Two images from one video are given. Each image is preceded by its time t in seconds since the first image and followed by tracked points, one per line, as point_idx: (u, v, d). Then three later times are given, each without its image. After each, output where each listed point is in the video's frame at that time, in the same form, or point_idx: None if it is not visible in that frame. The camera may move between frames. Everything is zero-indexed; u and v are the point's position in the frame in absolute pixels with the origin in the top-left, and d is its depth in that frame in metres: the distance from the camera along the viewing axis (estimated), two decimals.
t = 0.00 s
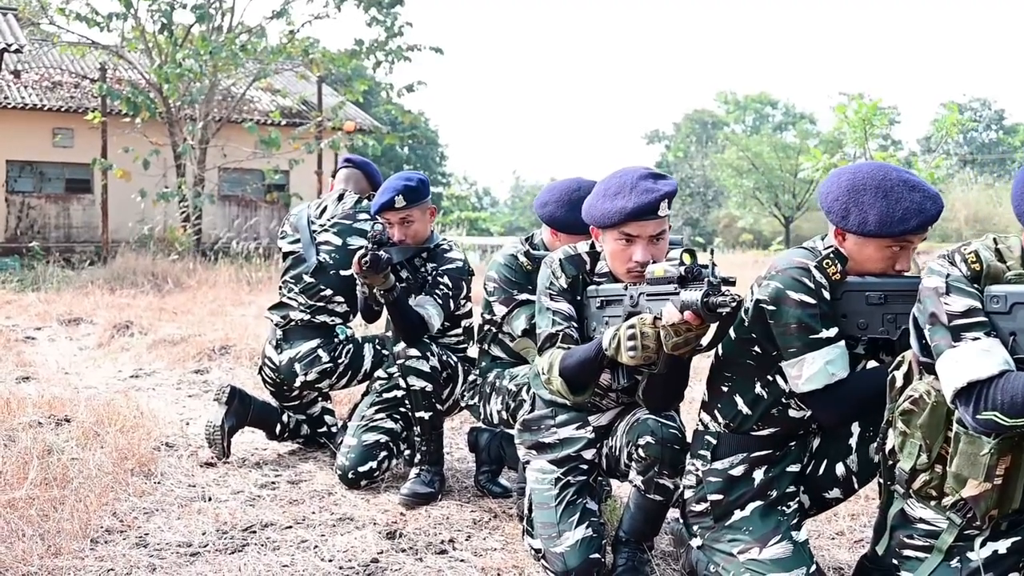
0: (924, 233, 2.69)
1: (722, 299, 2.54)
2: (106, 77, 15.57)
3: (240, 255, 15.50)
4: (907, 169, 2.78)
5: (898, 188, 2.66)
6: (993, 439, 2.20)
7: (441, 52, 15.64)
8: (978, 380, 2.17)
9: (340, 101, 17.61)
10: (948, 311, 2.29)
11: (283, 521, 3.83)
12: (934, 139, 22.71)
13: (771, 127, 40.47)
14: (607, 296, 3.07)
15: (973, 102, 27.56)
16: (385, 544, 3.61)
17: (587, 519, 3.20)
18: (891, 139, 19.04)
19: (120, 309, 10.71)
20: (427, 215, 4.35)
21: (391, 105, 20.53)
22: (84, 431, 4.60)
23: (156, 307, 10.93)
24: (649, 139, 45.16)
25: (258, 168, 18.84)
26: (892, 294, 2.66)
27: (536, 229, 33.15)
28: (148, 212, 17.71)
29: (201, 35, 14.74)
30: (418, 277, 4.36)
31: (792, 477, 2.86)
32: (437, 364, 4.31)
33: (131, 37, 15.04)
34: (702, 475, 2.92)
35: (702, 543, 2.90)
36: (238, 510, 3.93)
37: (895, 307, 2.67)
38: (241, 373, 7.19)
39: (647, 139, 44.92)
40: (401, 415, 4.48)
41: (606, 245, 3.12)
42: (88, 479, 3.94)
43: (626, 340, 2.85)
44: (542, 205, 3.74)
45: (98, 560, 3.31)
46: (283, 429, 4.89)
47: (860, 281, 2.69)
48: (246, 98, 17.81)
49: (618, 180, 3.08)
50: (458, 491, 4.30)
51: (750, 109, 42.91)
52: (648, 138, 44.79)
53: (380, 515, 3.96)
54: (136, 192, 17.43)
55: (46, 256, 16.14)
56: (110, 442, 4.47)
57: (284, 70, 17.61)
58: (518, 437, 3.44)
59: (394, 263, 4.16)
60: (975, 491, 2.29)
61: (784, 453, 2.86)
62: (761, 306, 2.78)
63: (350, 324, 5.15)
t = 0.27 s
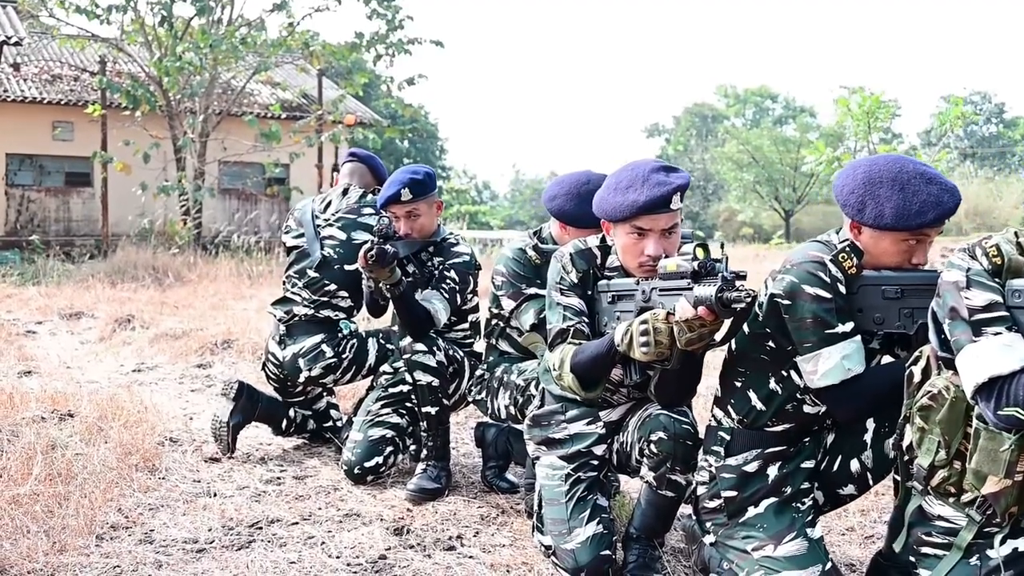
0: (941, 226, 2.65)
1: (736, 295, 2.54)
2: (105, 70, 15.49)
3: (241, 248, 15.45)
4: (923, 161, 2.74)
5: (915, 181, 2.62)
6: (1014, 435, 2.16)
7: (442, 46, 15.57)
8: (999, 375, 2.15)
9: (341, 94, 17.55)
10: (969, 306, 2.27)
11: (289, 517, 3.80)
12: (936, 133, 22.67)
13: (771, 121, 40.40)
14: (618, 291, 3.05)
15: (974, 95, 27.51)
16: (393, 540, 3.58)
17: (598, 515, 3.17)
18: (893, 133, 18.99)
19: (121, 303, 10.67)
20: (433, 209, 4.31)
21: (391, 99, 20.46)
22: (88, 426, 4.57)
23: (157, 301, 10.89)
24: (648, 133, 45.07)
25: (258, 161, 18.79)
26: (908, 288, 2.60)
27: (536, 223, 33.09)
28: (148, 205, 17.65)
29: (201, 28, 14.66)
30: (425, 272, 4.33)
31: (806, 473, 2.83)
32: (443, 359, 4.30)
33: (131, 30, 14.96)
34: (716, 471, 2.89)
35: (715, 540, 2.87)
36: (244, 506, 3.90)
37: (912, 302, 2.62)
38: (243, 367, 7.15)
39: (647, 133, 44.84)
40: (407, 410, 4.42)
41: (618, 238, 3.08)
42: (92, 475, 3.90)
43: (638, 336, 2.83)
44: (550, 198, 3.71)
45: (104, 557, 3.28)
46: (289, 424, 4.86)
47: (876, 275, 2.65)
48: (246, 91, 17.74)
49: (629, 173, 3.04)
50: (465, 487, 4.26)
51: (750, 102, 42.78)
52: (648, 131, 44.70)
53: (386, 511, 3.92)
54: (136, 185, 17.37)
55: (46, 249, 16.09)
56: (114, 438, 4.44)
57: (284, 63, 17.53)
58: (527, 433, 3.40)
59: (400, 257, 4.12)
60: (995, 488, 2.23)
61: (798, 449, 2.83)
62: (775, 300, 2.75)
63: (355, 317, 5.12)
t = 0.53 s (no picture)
0: (959, 221, 2.61)
1: (751, 290, 2.51)
2: (105, 64, 15.43)
3: (241, 244, 15.40)
4: (941, 155, 2.70)
5: (933, 175, 2.59)
6: None
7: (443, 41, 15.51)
8: (1020, 373, 2.10)
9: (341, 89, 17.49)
10: (990, 302, 2.24)
11: (295, 514, 3.76)
12: (936, 128, 22.63)
13: (771, 117, 40.33)
14: (629, 287, 3.02)
15: (975, 91, 27.46)
16: (400, 538, 3.54)
17: (608, 513, 3.14)
18: (893, 128, 18.94)
19: (122, 299, 10.62)
20: (440, 203, 4.27)
21: (390, 94, 20.40)
22: (91, 423, 4.53)
23: (158, 297, 10.84)
24: (648, 128, 45.00)
25: (258, 157, 18.73)
26: (926, 284, 2.57)
27: (536, 218, 33.04)
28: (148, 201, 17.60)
29: (201, 22, 14.60)
30: (431, 268, 4.29)
31: (820, 471, 2.81)
32: (450, 355, 4.25)
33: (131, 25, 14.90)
34: (730, 468, 2.86)
35: (728, 538, 2.85)
36: (249, 504, 3.86)
37: (929, 297, 2.59)
38: (246, 363, 7.11)
39: (647, 128, 44.77)
40: (413, 406, 4.37)
41: (630, 234, 3.04)
42: (96, 472, 3.87)
43: (651, 333, 2.80)
44: (559, 193, 3.67)
45: (109, 555, 3.24)
46: (295, 421, 4.83)
47: (893, 271, 2.61)
48: (246, 86, 17.68)
49: (641, 167, 3.01)
50: (471, 484, 4.23)
51: (750, 98, 42.58)
52: (648, 126, 44.61)
53: (393, 508, 3.88)
54: (136, 180, 17.32)
55: (46, 245, 16.04)
56: (117, 434, 4.41)
57: (284, 58, 17.47)
58: (536, 430, 3.37)
59: (406, 252, 4.08)
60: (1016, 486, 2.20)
61: (813, 447, 2.81)
62: (790, 296, 2.72)
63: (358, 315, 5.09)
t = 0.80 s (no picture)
0: (977, 219, 2.58)
1: (768, 290, 2.48)
2: (105, 64, 15.40)
3: (241, 243, 15.36)
4: (958, 153, 2.67)
5: (951, 173, 2.56)
6: None
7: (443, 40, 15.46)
8: None
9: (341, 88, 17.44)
10: (1012, 302, 2.20)
11: (301, 516, 3.72)
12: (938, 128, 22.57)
13: (772, 116, 40.29)
14: (641, 287, 2.99)
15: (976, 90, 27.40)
16: (407, 540, 3.51)
17: (619, 516, 3.10)
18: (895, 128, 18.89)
19: (123, 298, 10.58)
20: (447, 201, 4.24)
21: (391, 93, 20.35)
22: (94, 423, 4.50)
23: (159, 296, 10.80)
24: (648, 128, 44.94)
25: (258, 156, 18.68)
26: (943, 283, 2.54)
27: (536, 218, 33.01)
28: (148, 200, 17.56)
29: (201, 21, 14.55)
30: (438, 267, 4.25)
31: (836, 473, 2.77)
32: (456, 355, 4.20)
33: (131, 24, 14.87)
34: (743, 471, 2.82)
35: (742, 541, 2.82)
36: (255, 505, 3.83)
37: (947, 297, 2.55)
38: (248, 363, 7.07)
39: (647, 127, 44.72)
40: (419, 407, 4.37)
41: (641, 232, 3.01)
42: (100, 474, 3.83)
43: (664, 333, 2.77)
44: (568, 191, 3.65)
45: (114, 558, 3.20)
46: (299, 422, 4.80)
47: (910, 270, 2.58)
48: (246, 85, 17.64)
49: (653, 165, 2.98)
50: (478, 485, 4.19)
51: (750, 98, 42.07)
52: (648, 126, 44.56)
53: (399, 510, 3.85)
54: (136, 179, 17.28)
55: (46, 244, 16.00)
56: (121, 435, 4.37)
57: (284, 57, 17.42)
58: (545, 432, 3.33)
59: (413, 252, 4.04)
60: None
61: (828, 448, 2.77)
62: (806, 295, 2.68)
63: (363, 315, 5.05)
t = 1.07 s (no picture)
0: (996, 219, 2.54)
1: (784, 290, 2.45)
2: (105, 63, 15.35)
3: (241, 243, 15.31)
4: (976, 151, 2.63)
5: (970, 171, 2.52)
6: None
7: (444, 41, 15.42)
8: None
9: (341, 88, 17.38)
10: None
11: (307, 518, 3.68)
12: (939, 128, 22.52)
13: (772, 116, 40.24)
14: (653, 287, 2.96)
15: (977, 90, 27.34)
16: (415, 543, 3.47)
17: (630, 519, 3.07)
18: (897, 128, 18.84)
19: (123, 298, 10.54)
20: (453, 201, 4.19)
21: (391, 93, 20.30)
22: (97, 425, 4.46)
23: (159, 296, 10.75)
24: (648, 128, 44.89)
25: (258, 155, 18.63)
26: (961, 283, 2.51)
27: (536, 218, 32.97)
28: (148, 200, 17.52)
29: (202, 21, 14.51)
30: (445, 268, 4.21)
31: (852, 476, 2.75)
32: (463, 356, 4.15)
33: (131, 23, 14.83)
34: (758, 473, 2.81)
35: (756, 545, 2.80)
36: (260, 507, 3.79)
37: (965, 297, 2.52)
38: (250, 364, 7.03)
39: (646, 127, 44.67)
40: (425, 408, 4.33)
41: (653, 232, 2.98)
42: (105, 475, 3.80)
43: (678, 333, 2.74)
44: (578, 190, 3.62)
45: (119, 561, 3.17)
46: (304, 423, 4.76)
47: (928, 271, 2.55)
48: (246, 85, 17.59)
49: (666, 164, 2.95)
50: (485, 487, 4.16)
51: (750, 98, 42.21)
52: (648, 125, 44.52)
53: (406, 512, 3.81)
54: (136, 179, 17.24)
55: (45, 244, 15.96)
56: (124, 436, 4.33)
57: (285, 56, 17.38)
58: (555, 433, 3.29)
59: (418, 252, 3.99)
60: None
61: (843, 451, 2.76)
62: (821, 296, 2.65)
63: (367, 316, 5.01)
